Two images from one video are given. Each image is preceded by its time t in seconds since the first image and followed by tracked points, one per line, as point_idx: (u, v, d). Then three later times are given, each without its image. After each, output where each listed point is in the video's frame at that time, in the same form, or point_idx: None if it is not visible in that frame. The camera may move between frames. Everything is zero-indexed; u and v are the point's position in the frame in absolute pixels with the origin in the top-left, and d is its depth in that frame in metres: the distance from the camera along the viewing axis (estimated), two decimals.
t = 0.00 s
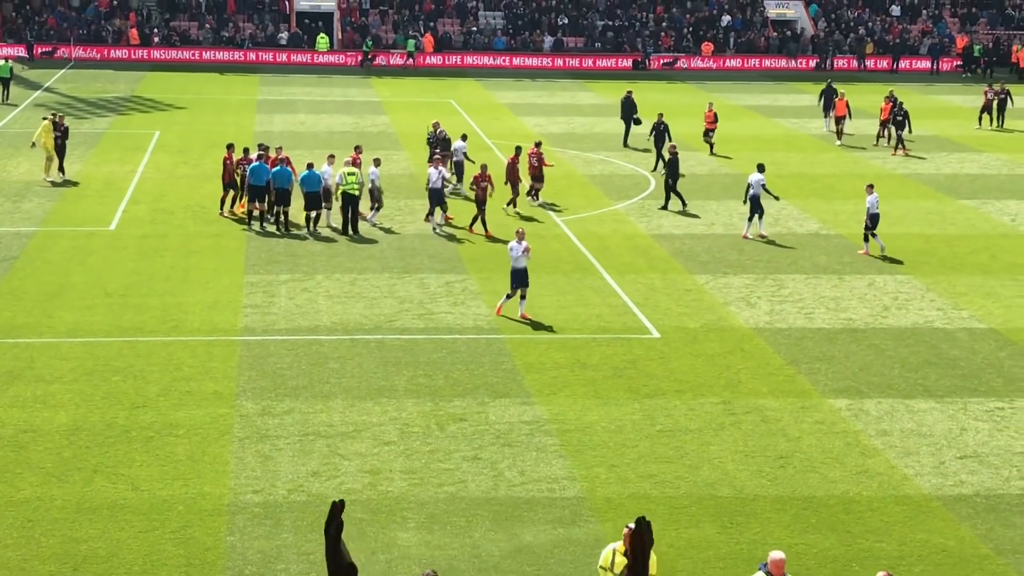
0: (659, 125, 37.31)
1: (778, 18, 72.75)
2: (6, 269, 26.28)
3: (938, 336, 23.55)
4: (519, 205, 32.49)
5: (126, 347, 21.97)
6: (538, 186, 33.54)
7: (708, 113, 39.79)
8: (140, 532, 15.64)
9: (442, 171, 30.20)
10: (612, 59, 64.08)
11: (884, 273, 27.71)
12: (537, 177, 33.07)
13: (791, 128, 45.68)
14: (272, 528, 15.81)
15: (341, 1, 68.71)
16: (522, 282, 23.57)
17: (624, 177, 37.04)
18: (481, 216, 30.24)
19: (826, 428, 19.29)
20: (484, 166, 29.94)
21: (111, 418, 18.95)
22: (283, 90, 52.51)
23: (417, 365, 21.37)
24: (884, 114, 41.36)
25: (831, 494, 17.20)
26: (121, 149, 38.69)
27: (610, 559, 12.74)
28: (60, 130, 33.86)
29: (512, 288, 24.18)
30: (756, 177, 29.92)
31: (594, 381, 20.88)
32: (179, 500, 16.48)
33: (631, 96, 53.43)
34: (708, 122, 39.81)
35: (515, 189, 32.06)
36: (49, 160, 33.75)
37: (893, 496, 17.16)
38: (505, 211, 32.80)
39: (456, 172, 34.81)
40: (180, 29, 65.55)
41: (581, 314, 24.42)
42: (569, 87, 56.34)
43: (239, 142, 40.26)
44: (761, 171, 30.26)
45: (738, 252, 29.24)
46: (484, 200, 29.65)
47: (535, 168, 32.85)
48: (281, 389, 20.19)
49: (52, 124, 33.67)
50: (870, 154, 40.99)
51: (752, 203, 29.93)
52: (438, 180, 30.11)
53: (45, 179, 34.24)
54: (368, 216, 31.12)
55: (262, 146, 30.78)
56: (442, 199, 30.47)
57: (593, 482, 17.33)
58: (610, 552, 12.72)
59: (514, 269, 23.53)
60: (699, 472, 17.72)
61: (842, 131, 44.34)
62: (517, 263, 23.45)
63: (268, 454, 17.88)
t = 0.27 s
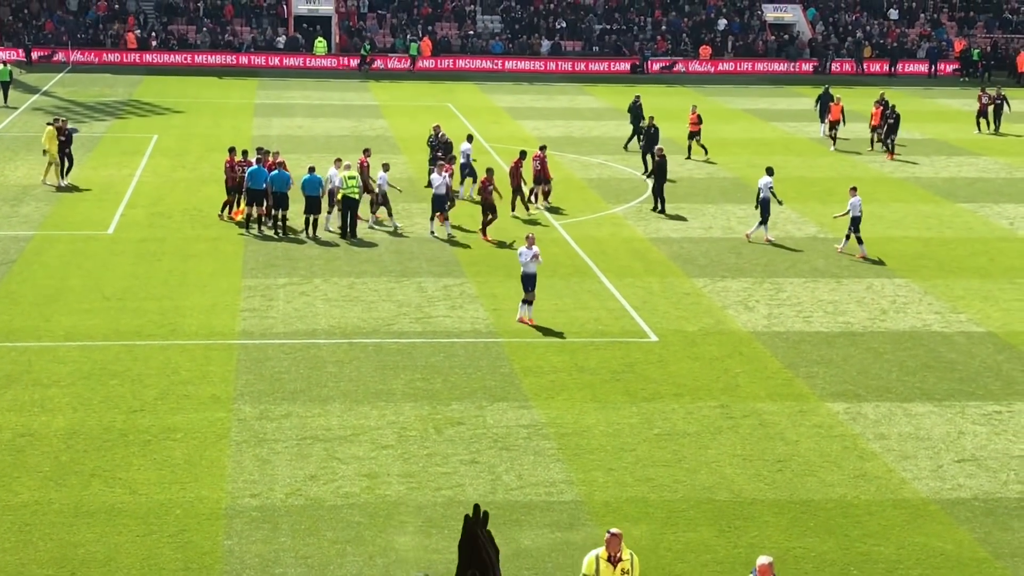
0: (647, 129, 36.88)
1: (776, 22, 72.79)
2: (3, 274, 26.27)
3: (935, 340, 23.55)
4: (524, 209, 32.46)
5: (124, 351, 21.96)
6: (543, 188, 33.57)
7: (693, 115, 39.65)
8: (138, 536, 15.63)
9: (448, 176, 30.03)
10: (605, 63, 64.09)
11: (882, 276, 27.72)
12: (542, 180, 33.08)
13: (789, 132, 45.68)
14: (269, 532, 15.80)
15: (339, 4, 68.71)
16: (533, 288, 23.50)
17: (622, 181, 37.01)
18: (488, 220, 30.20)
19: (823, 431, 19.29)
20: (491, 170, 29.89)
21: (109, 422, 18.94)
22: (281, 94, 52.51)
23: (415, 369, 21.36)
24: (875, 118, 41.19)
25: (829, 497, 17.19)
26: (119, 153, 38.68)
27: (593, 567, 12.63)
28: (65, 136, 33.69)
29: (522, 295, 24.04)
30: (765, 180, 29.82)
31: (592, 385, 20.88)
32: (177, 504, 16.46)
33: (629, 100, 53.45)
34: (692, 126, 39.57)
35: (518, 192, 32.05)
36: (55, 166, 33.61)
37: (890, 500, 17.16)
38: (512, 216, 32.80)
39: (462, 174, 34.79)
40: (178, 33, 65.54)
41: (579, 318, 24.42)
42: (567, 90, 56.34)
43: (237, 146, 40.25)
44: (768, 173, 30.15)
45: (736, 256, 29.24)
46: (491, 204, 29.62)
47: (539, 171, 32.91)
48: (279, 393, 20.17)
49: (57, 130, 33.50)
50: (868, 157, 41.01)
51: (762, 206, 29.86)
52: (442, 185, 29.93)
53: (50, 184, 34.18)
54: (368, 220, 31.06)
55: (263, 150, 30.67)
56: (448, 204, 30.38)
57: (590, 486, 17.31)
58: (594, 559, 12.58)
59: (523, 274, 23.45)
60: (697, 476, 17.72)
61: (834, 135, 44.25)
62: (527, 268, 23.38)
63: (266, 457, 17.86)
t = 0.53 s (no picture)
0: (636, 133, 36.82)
1: (770, 24, 72.80)
2: None
3: (931, 341, 23.59)
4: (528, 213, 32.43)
5: (119, 353, 21.95)
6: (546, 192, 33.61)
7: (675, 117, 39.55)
8: (135, 539, 15.62)
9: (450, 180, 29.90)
10: (593, 65, 64.07)
11: (878, 278, 27.76)
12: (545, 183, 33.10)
13: (784, 134, 45.73)
14: (266, 535, 15.80)
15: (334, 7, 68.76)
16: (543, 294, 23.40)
17: (618, 184, 37.01)
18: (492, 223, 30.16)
19: (820, 433, 19.32)
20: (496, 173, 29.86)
21: (105, 424, 18.92)
22: (277, 96, 52.52)
23: (411, 371, 21.37)
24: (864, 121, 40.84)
25: (826, 499, 17.21)
26: (115, 156, 38.66)
27: (586, 570, 12.61)
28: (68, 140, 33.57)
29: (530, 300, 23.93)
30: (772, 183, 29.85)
31: (588, 387, 20.89)
32: (173, 507, 16.46)
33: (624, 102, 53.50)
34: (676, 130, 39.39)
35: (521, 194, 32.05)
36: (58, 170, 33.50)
37: (887, 502, 17.18)
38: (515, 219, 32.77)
39: (466, 177, 34.77)
40: (173, 35, 65.55)
41: (575, 320, 24.44)
42: (562, 93, 56.36)
43: (232, 148, 40.24)
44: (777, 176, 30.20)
45: (732, 258, 29.27)
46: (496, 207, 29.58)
47: (542, 174, 32.94)
48: (275, 395, 20.17)
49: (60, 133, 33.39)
50: (862, 159, 41.09)
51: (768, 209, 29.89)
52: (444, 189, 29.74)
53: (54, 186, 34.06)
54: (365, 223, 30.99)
55: (262, 152, 30.77)
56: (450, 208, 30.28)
57: (587, 488, 17.33)
58: (585, 562, 12.55)
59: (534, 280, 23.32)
60: (693, 477, 17.73)
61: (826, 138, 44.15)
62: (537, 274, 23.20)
63: (262, 460, 17.86)
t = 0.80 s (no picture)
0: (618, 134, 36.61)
1: (760, 25, 72.86)
2: None
3: (921, 342, 23.66)
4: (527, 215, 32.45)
5: (110, 354, 21.92)
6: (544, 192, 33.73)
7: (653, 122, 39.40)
8: (127, 540, 15.60)
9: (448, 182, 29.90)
10: (578, 66, 64.08)
11: (868, 279, 27.83)
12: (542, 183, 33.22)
13: (774, 135, 45.81)
14: (257, 536, 15.79)
15: (325, 8, 68.74)
16: (551, 294, 23.41)
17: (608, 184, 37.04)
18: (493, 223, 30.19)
19: (810, 434, 19.36)
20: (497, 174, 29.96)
21: (96, 426, 18.90)
22: (267, 97, 52.46)
23: (403, 372, 21.37)
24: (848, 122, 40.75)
25: (816, 499, 17.25)
26: (105, 156, 38.60)
27: (581, 571, 12.65)
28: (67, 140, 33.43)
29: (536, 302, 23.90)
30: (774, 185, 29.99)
31: (580, 388, 20.91)
32: (164, 508, 16.45)
33: (614, 103, 53.55)
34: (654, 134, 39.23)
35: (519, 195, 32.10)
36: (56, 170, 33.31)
37: (877, 502, 17.23)
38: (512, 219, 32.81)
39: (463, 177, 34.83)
40: (163, 36, 65.45)
41: (566, 321, 24.46)
42: (553, 93, 56.39)
43: (223, 149, 40.20)
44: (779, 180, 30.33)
45: (722, 258, 29.32)
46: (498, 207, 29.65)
47: (540, 175, 33.03)
48: (266, 396, 20.16)
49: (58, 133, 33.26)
50: (852, 159, 41.20)
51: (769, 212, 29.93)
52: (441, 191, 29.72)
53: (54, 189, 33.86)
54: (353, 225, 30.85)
55: (253, 153, 30.73)
56: (448, 209, 30.28)
57: (579, 489, 17.35)
58: (580, 563, 12.60)
59: (540, 279, 23.32)
60: (684, 478, 17.76)
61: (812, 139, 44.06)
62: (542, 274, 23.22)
63: (254, 461, 17.85)
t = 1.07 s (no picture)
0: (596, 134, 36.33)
1: (747, 22, 72.90)
2: None
3: (907, 339, 23.72)
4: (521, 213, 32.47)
5: (96, 352, 21.85)
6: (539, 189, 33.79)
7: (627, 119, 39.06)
8: (114, 537, 15.56)
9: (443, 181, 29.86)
10: (557, 63, 64.09)
11: (854, 276, 27.89)
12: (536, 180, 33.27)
13: (760, 132, 45.87)
14: (245, 533, 15.76)
15: (311, 4, 68.57)
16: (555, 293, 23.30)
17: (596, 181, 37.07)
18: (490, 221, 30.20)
19: (797, 431, 19.40)
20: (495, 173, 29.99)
21: (82, 423, 18.83)
22: (253, 94, 52.32)
23: (390, 370, 21.34)
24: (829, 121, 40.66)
25: (804, 496, 17.28)
26: (90, 153, 38.45)
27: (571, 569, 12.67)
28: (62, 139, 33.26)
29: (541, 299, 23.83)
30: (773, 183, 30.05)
31: (567, 385, 20.91)
32: (151, 506, 16.40)
33: (601, 100, 53.55)
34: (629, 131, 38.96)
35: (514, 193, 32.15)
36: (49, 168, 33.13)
37: (864, 498, 17.27)
38: (505, 216, 32.83)
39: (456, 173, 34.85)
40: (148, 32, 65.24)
41: (553, 318, 24.46)
42: (539, 90, 56.36)
43: (209, 146, 40.10)
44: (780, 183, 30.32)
45: (709, 256, 29.35)
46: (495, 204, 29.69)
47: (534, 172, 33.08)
48: (253, 394, 20.13)
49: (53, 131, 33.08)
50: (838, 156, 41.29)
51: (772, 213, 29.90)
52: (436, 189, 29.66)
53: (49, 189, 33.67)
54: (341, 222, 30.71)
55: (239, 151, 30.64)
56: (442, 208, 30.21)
57: (567, 486, 17.35)
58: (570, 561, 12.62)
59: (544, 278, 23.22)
60: (672, 475, 17.77)
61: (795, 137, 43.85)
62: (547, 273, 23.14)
63: (241, 459, 17.81)
